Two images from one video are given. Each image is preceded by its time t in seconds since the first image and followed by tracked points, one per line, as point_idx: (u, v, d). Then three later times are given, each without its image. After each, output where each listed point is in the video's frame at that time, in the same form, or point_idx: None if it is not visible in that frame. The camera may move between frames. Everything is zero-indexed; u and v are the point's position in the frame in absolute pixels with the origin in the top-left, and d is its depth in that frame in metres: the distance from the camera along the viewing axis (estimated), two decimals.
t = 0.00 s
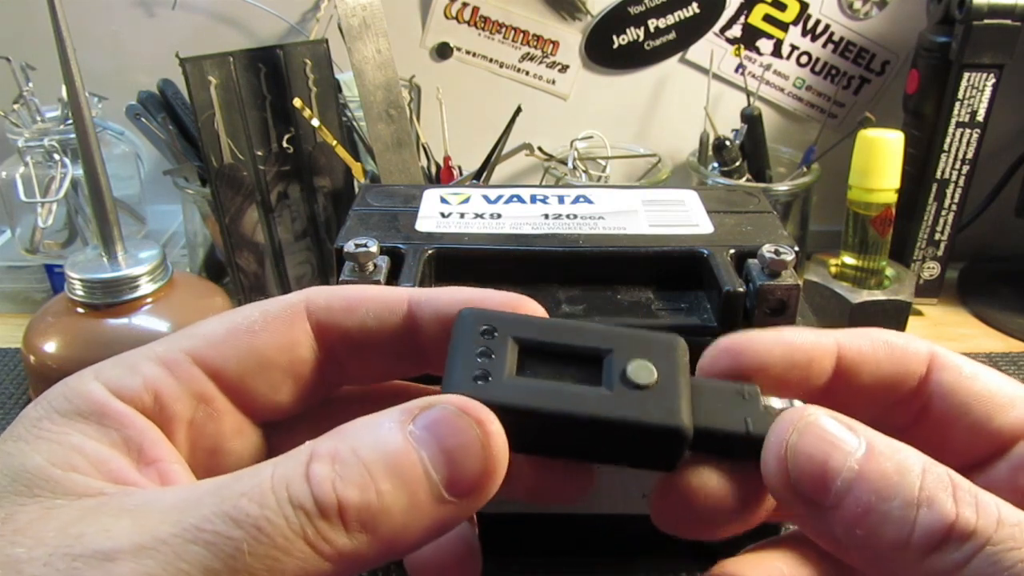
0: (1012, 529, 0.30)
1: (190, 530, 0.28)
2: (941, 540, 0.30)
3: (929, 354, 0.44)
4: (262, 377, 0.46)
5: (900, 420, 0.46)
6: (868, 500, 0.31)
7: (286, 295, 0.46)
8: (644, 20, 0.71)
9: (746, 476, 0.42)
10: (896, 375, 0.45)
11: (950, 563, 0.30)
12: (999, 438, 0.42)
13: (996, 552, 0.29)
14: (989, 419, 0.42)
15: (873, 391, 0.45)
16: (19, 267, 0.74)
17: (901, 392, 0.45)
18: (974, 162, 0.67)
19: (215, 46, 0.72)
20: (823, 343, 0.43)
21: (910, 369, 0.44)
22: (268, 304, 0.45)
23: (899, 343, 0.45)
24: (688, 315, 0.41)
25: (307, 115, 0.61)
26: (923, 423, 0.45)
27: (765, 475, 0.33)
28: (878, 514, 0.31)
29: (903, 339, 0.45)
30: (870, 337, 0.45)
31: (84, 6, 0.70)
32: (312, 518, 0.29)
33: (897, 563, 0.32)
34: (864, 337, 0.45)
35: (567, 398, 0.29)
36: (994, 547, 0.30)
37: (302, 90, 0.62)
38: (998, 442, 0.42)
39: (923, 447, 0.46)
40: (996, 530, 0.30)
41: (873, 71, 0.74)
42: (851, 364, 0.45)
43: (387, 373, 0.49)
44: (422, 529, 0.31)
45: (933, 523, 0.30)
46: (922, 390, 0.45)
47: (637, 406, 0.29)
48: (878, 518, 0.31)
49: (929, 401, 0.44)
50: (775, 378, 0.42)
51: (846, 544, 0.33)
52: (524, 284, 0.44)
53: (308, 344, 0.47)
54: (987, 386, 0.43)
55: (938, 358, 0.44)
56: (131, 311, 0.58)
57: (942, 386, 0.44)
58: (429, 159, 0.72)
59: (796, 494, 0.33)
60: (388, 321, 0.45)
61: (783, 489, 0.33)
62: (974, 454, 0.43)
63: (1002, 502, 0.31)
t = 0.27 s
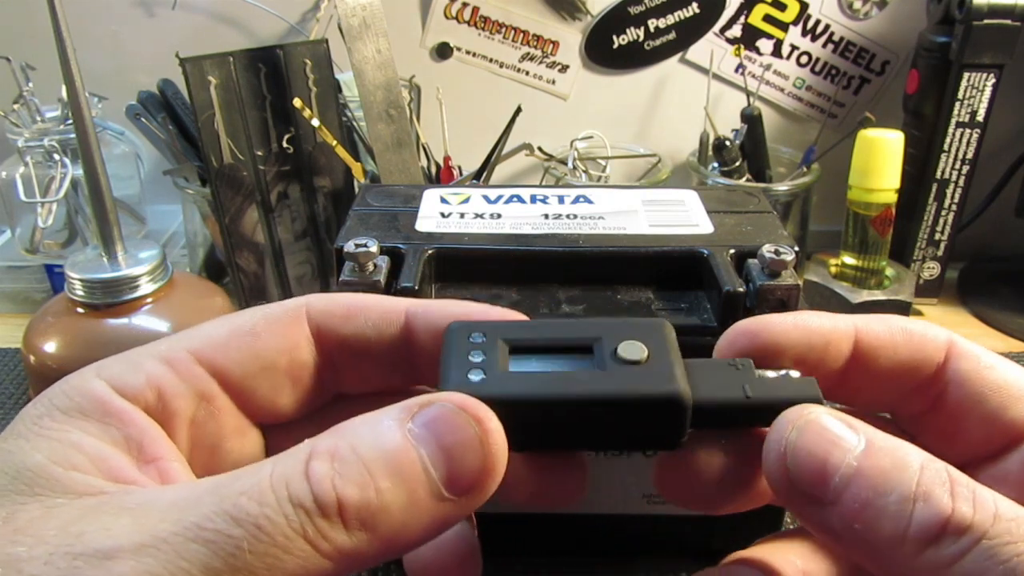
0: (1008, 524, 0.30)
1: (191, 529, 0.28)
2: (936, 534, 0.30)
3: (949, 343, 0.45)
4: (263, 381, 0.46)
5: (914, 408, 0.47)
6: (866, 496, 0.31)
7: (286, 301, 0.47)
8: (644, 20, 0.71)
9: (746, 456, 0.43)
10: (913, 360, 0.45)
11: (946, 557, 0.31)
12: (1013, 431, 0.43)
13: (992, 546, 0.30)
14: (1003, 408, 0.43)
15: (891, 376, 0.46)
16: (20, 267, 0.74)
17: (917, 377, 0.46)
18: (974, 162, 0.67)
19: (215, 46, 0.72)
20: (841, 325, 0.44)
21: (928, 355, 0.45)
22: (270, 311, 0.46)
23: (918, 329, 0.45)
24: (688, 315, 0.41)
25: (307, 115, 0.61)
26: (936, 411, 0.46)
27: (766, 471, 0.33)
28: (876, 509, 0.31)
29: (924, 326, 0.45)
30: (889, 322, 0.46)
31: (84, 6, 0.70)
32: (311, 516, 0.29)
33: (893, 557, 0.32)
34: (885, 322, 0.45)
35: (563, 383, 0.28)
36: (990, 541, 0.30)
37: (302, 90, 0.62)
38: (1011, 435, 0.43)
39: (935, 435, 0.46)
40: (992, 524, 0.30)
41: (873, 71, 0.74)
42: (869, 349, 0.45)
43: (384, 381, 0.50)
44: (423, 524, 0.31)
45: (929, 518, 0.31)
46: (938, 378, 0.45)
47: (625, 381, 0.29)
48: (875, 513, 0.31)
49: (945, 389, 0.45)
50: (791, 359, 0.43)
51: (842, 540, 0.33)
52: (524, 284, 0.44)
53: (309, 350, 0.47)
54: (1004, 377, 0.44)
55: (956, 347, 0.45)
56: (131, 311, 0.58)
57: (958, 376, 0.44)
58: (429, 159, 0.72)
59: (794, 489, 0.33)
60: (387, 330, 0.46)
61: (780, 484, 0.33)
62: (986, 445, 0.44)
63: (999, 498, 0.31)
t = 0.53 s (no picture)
0: (1016, 517, 0.30)
1: (201, 522, 0.29)
2: (947, 525, 0.31)
3: (958, 344, 0.45)
4: (274, 399, 0.47)
5: (924, 407, 0.47)
6: (879, 483, 0.31)
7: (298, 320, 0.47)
8: (644, 20, 0.71)
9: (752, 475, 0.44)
10: (919, 363, 0.45)
11: (955, 547, 0.31)
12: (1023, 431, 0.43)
13: (1001, 538, 0.30)
14: (1011, 409, 0.43)
15: (900, 378, 0.46)
16: (19, 267, 0.74)
17: (925, 378, 0.46)
18: (974, 162, 0.67)
19: (215, 46, 0.72)
20: (847, 331, 0.45)
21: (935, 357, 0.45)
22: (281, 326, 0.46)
23: (926, 331, 0.45)
24: (688, 315, 0.41)
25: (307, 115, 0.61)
26: (945, 411, 0.46)
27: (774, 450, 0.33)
28: (888, 496, 0.31)
29: (932, 326, 0.45)
30: (897, 326, 0.46)
31: (84, 6, 0.70)
32: (317, 504, 0.29)
33: (901, 542, 0.32)
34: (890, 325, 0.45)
35: (571, 366, 0.28)
36: (999, 533, 0.30)
37: (302, 90, 0.62)
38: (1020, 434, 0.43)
39: (945, 434, 0.46)
40: (1001, 517, 0.30)
41: (873, 71, 0.74)
42: (877, 353, 0.45)
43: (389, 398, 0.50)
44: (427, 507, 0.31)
45: (941, 508, 0.31)
46: (947, 379, 0.45)
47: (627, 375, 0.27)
48: (887, 500, 0.31)
49: (953, 390, 0.45)
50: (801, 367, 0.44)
51: (851, 522, 0.34)
52: (525, 285, 0.44)
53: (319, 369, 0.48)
54: (1013, 376, 0.44)
55: (965, 347, 0.45)
56: (131, 311, 0.58)
57: (967, 377, 0.44)
58: (429, 159, 0.72)
59: (807, 472, 0.33)
60: (399, 355, 0.45)
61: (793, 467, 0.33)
62: (995, 445, 0.44)
63: (1008, 490, 0.31)
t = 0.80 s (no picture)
0: (990, 516, 0.31)
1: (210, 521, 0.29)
2: (922, 517, 0.31)
3: (916, 373, 0.43)
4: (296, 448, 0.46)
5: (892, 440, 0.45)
6: (858, 472, 0.31)
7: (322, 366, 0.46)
8: (644, 20, 0.71)
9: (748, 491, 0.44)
10: (886, 400, 0.43)
11: (927, 541, 0.31)
12: (989, 455, 0.42)
13: (973, 535, 0.30)
14: (978, 436, 0.42)
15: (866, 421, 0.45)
16: (19, 267, 0.74)
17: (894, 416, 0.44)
18: (974, 162, 0.67)
19: (215, 46, 0.72)
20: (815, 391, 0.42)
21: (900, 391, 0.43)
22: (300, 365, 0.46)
23: (883, 372, 0.43)
24: (688, 315, 0.41)
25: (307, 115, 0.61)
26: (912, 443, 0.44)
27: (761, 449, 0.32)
28: (866, 487, 0.31)
29: (890, 361, 0.44)
30: (855, 371, 0.44)
31: (84, 6, 0.70)
32: (308, 449, 0.31)
33: (875, 534, 0.32)
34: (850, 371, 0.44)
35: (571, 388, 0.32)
36: (973, 529, 0.30)
37: (302, 90, 0.62)
38: (988, 457, 0.42)
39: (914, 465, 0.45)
40: (976, 513, 0.30)
41: (873, 71, 0.74)
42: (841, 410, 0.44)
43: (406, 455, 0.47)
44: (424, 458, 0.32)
45: (918, 501, 0.31)
46: (911, 411, 0.44)
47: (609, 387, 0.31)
48: (864, 490, 0.31)
49: (917, 421, 0.44)
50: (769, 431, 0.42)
51: (825, 512, 0.34)
52: (525, 285, 0.44)
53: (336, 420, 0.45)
54: (976, 401, 0.42)
55: (924, 374, 0.43)
56: (131, 311, 0.58)
57: (931, 406, 0.43)
58: (429, 159, 0.72)
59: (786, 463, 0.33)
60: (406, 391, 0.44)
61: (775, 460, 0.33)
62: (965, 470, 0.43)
63: (986, 491, 0.32)
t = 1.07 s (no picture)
0: (964, 506, 0.31)
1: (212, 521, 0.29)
2: (896, 507, 0.31)
3: (893, 387, 0.43)
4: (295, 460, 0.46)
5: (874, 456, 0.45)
6: (834, 467, 0.32)
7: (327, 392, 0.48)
8: (644, 20, 0.71)
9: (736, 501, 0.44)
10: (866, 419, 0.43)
11: (903, 530, 0.32)
12: (966, 463, 0.42)
13: (946, 524, 0.31)
14: (955, 446, 0.42)
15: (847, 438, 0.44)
16: (19, 267, 0.74)
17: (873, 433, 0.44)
18: (974, 162, 0.67)
19: (215, 46, 0.72)
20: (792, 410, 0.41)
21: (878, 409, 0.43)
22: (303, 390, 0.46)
23: (862, 388, 0.43)
24: (688, 315, 0.41)
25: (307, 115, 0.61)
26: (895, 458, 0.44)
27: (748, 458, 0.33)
28: (841, 480, 0.32)
29: (867, 376, 0.44)
30: (833, 389, 0.44)
31: (83, 5, 0.70)
32: (323, 468, 0.31)
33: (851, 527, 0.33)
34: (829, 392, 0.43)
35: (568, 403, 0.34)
36: (946, 518, 0.31)
37: (302, 90, 0.62)
38: (966, 466, 0.42)
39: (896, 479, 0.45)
40: (948, 504, 0.31)
41: (873, 71, 0.74)
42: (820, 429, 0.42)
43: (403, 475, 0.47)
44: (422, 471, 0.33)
45: (892, 492, 0.31)
46: (890, 425, 0.44)
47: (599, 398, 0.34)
48: (840, 484, 0.32)
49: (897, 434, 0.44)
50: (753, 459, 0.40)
51: (804, 508, 0.35)
52: (524, 285, 0.44)
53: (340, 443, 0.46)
54: (952, 411, 0.42)
55: (901, 388, 0.43)
56: (131, 311, 0.58)
57: (910, 419, 0.43)
58: (429, 159, 0.72)
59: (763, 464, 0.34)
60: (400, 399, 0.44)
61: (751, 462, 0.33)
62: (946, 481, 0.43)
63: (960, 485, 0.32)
